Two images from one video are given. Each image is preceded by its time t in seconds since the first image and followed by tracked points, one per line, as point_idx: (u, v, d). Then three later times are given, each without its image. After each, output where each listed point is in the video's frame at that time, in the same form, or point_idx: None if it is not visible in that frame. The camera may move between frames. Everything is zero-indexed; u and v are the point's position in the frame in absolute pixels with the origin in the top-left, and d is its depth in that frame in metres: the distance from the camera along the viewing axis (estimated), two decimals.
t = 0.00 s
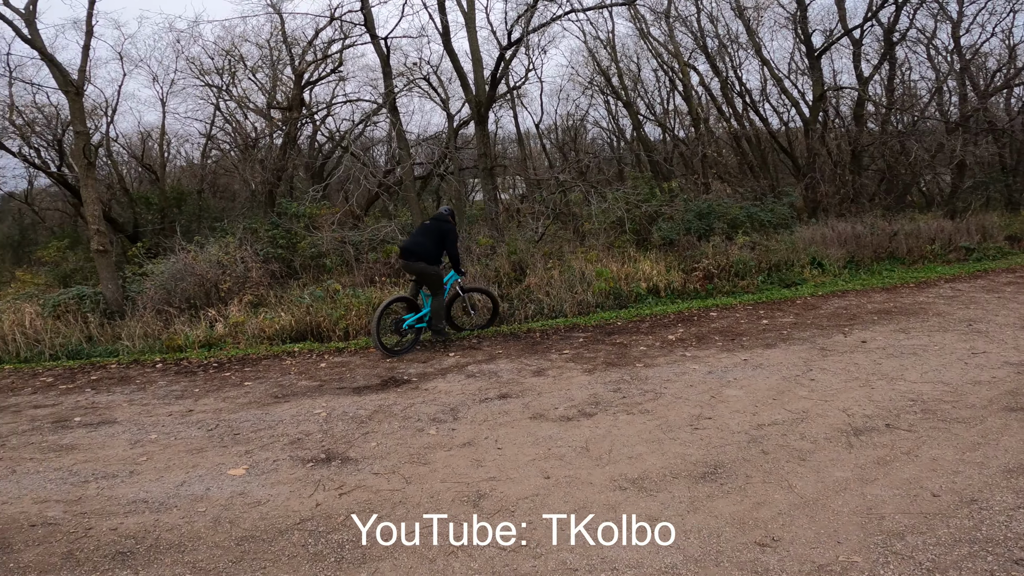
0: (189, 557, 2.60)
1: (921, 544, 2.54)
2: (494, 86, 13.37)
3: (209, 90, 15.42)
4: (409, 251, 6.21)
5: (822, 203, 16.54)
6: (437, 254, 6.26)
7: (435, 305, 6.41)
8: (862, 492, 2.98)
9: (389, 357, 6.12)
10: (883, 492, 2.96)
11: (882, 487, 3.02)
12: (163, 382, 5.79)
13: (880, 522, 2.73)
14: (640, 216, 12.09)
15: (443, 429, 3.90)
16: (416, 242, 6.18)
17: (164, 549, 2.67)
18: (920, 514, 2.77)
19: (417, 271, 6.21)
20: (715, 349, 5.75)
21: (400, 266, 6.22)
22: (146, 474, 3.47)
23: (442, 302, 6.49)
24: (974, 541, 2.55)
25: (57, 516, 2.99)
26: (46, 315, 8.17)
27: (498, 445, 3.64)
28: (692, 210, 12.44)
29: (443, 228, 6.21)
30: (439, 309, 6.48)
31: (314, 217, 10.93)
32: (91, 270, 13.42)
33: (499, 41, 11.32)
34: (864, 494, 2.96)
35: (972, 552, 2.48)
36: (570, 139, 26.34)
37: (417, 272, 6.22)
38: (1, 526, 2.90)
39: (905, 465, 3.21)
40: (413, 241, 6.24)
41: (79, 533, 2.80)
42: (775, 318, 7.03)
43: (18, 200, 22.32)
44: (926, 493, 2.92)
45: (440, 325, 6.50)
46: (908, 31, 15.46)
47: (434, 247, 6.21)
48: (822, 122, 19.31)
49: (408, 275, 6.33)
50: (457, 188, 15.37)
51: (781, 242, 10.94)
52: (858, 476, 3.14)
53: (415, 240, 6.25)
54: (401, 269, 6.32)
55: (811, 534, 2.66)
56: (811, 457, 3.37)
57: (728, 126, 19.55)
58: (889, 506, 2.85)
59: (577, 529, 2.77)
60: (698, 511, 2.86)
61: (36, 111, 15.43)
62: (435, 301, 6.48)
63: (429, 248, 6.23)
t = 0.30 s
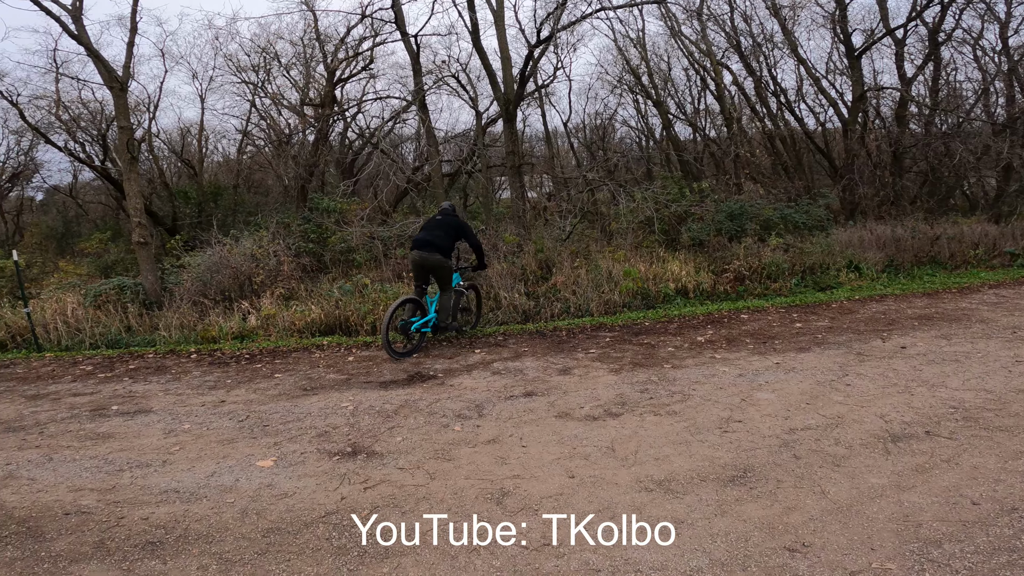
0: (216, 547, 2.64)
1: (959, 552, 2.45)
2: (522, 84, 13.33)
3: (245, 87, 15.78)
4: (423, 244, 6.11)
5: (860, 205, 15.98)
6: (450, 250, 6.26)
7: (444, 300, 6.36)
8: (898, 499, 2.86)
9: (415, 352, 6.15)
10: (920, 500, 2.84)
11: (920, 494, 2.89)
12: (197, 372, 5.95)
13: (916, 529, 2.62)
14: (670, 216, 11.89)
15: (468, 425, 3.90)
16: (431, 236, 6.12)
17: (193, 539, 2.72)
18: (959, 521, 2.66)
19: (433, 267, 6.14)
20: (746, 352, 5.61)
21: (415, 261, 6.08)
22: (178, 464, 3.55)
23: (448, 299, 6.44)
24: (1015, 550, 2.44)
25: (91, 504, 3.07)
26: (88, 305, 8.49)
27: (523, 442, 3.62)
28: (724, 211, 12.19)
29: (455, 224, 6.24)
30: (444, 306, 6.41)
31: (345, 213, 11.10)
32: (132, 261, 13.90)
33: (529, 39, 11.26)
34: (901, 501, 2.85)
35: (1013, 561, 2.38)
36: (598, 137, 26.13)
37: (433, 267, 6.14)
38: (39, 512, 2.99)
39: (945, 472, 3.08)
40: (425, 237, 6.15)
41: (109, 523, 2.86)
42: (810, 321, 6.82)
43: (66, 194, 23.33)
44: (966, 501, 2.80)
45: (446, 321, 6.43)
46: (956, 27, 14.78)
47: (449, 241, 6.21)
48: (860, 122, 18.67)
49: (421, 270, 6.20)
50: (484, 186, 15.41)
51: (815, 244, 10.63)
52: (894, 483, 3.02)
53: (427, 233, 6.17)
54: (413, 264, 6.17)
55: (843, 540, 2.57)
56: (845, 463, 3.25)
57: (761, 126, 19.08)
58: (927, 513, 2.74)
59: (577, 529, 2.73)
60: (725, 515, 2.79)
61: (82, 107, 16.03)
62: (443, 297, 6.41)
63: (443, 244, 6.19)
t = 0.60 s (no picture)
0: (234, 540, 2.69)
1: (981, 563, 2.39)
2: (546, 85, 13.30)
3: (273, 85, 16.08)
4: (448, 224, 6.19)
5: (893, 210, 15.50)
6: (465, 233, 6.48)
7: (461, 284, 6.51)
8: (921, 509, 2.79)
9: (435, 350, 6.18)
10: (945, 510, 2.77)
11: (944, 504, 2.82)
12: (221, 365, 6.09)
13: (938, 539, 2.56)
14: (693, 218, 11.73)
15: (485, 425, 3.91)
16: (450, 216, 6.20)
17: (212, 531, 2.78)
18: (982, 532, 2.60)
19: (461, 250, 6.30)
20: (770, 357, 5.51)
21: (436, 243, 6.14)
22: (201, 457, 3.64)
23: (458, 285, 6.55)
24: None
25: (114, 495, 3.15)
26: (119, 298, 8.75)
27: (539, 443, 3.63)
28: (749, 214, 11.98)
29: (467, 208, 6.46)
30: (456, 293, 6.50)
31: (368, 211, 11.22)
32: (162, 255, 14.25)
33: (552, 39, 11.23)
34: (924, 510, 2.78)
35: None
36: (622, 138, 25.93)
37: (449, 247, 6.23)
38: (63, 502, 3.09)
39: (971, 482, 3.00)
40: (447, 224, 6.18)
41: (132, 514, 2.95)
42: (836, 328, 6.66)
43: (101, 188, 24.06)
44: (991, 513, 2.73)
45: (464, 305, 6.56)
46: (998, 27, 14.26)
47: (467, 221, 6.34)
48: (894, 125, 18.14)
49: (440, 251, 6.29)
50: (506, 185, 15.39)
51: (843, 249, 10.38)
52: (918, 492, 2.94)
53: (447, 213, 6.23)
54: (431, 245, 6.24)
55: (863, 549, 2.52)
56: (868, 471, 3.17)
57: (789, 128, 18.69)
58: (950, 523, 2.67)
59: (577, 529, 2.73)
60: (742, 521, 2.74)
61: (118, 104, 16.52)
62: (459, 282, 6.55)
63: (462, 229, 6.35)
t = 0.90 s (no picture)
0: (250, 534, 2.74)
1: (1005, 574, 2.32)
2: (569, 85, 13.25)
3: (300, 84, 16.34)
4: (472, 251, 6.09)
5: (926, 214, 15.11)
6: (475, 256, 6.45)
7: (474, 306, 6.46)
8: (945, 518, 2.72)
9: (453, 349, 6.21)
10: (969, 520, 2.69)
11: (969, 514, 2.75)
12: (244, 360, 6.21)
13: (961, 549, 2.50)
14: (717, 221, 11.56)
15: (501, 425, 3.91)
16: (472, 248, 6.07)
17: (229, 525, 2.84)
18: (1007, 543, 2.52)
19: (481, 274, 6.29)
20: (793, 363, 5.40)
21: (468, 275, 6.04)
22: (221, 450, 3.72)
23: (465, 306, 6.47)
24: None
25: (135, 488, 3.23)
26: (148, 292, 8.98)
27: (555, 444, 3.61)
28: (775, 217, 11.77)
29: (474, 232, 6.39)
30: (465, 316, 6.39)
31: (390, 209, 11.33)
32: (190, 250, 14.59)
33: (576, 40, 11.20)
34: (947, 520, 2.70)
35: None
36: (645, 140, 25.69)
37: (473, 280, 6.17)
38: (86, 493, 3.17)
39: (998, 493, 2.92)
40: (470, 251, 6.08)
41: (152, 506, 3.02)
42: (863, 335, 6.50)
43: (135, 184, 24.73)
44: (1018, 523, 2.65)
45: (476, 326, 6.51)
46: None
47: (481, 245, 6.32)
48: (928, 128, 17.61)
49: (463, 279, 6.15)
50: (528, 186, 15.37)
51: (872, 254, 10.12)
52: (943, 502, 2.86)
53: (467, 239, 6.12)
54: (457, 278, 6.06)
55: (882, 558, 2.46)
56: (891, 480, 3.09)
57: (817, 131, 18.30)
58: (974, 533, 2.60)
59: (590, 528, 2.74)
60: (758, 528, 2.69)
61: (151, 101, 16.97)
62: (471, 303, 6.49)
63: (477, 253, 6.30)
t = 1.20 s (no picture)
0: (274, 528, 2.79)
1: None
2: (594, 85, 13.16)
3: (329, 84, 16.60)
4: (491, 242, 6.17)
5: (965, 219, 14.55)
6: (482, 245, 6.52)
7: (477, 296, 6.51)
8: (976, 527, 2.62)
9: (476, 348, 6.22)
10: (1001, 529, 2.60)
11: (1001, 524, 2.64)
12: (272, 355, 6.33)
13: (991, 558, 2.41)
14: (745, 224, 11.33)
15: (522, 424, 3.90)
16: (489, 238, 6.14)
17: (254, 519, 2.89)
18: None
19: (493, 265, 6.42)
20: (823, 369, 5.25)
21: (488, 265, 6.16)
22: (248, 444, 3.79)
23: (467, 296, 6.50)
24: None
25: (165, 480, 3.32)
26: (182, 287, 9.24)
27: (575, 445, 3.59)
28: (805, 220, 11.49)
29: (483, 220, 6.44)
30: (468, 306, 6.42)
31: (415, 208, 11.42)
32: (222, 246, 14.97)
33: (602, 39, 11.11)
34: (978, 529, 2.60)
35: None
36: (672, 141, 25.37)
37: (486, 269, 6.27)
38: (119, 485, 3.27)
39: None
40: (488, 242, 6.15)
41: (181, 499, 3.10)
42: (897, 342, 6.29)
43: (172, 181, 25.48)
44: None
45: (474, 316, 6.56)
46: None
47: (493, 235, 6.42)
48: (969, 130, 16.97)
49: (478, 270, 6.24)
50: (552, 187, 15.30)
51: (908, 260, 9.80)
52: (975, 512, 2.75)
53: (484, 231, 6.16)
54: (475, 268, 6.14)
55: (909, 567, 2.38)
56: (921, 488, 2.98)
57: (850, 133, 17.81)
58: (1005, 542, 2.51)
59: (604, 527, 2.71)
60: (781, 534, 2.62)
61: (187, 100, 17.46)
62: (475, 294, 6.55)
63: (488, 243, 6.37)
